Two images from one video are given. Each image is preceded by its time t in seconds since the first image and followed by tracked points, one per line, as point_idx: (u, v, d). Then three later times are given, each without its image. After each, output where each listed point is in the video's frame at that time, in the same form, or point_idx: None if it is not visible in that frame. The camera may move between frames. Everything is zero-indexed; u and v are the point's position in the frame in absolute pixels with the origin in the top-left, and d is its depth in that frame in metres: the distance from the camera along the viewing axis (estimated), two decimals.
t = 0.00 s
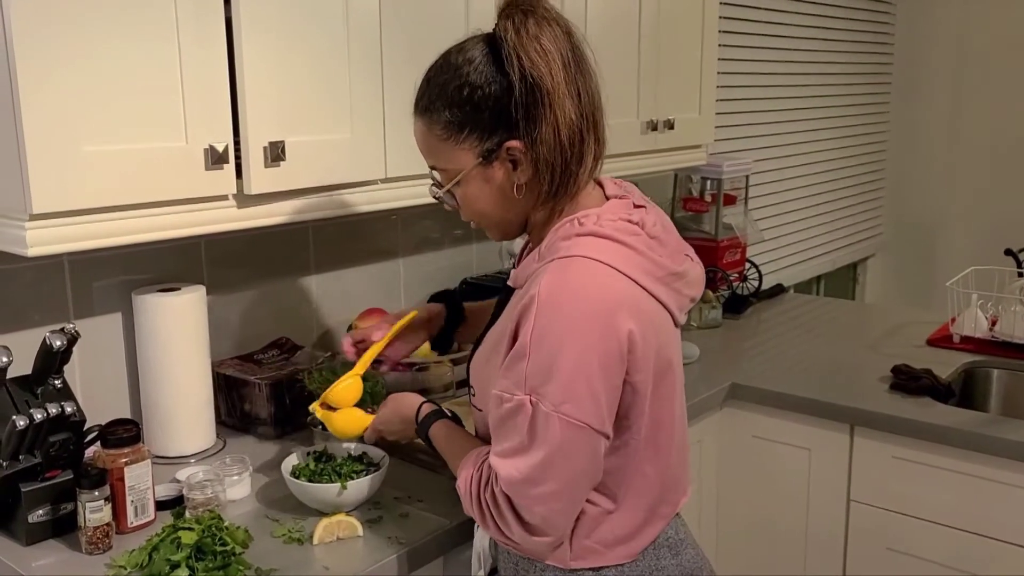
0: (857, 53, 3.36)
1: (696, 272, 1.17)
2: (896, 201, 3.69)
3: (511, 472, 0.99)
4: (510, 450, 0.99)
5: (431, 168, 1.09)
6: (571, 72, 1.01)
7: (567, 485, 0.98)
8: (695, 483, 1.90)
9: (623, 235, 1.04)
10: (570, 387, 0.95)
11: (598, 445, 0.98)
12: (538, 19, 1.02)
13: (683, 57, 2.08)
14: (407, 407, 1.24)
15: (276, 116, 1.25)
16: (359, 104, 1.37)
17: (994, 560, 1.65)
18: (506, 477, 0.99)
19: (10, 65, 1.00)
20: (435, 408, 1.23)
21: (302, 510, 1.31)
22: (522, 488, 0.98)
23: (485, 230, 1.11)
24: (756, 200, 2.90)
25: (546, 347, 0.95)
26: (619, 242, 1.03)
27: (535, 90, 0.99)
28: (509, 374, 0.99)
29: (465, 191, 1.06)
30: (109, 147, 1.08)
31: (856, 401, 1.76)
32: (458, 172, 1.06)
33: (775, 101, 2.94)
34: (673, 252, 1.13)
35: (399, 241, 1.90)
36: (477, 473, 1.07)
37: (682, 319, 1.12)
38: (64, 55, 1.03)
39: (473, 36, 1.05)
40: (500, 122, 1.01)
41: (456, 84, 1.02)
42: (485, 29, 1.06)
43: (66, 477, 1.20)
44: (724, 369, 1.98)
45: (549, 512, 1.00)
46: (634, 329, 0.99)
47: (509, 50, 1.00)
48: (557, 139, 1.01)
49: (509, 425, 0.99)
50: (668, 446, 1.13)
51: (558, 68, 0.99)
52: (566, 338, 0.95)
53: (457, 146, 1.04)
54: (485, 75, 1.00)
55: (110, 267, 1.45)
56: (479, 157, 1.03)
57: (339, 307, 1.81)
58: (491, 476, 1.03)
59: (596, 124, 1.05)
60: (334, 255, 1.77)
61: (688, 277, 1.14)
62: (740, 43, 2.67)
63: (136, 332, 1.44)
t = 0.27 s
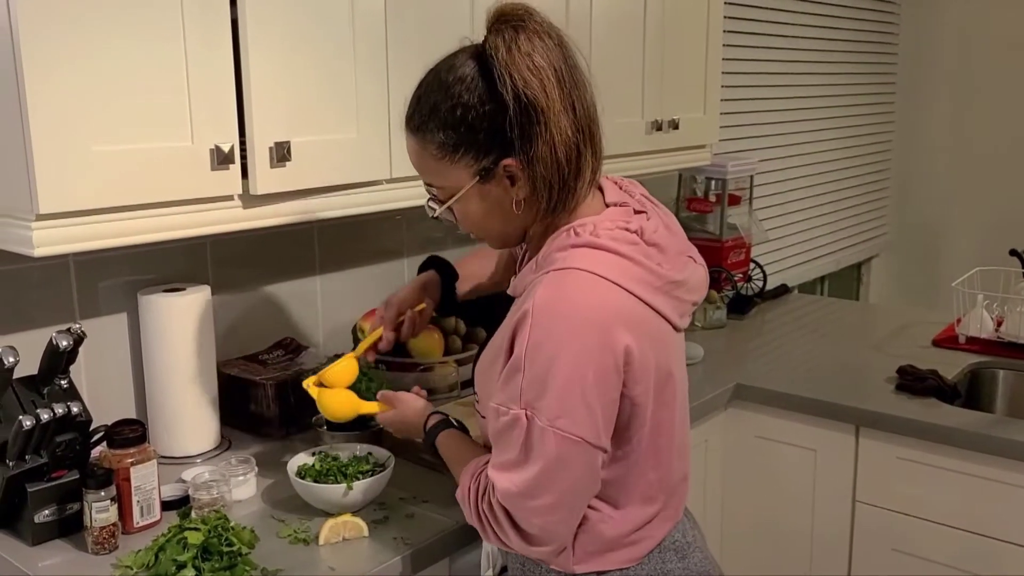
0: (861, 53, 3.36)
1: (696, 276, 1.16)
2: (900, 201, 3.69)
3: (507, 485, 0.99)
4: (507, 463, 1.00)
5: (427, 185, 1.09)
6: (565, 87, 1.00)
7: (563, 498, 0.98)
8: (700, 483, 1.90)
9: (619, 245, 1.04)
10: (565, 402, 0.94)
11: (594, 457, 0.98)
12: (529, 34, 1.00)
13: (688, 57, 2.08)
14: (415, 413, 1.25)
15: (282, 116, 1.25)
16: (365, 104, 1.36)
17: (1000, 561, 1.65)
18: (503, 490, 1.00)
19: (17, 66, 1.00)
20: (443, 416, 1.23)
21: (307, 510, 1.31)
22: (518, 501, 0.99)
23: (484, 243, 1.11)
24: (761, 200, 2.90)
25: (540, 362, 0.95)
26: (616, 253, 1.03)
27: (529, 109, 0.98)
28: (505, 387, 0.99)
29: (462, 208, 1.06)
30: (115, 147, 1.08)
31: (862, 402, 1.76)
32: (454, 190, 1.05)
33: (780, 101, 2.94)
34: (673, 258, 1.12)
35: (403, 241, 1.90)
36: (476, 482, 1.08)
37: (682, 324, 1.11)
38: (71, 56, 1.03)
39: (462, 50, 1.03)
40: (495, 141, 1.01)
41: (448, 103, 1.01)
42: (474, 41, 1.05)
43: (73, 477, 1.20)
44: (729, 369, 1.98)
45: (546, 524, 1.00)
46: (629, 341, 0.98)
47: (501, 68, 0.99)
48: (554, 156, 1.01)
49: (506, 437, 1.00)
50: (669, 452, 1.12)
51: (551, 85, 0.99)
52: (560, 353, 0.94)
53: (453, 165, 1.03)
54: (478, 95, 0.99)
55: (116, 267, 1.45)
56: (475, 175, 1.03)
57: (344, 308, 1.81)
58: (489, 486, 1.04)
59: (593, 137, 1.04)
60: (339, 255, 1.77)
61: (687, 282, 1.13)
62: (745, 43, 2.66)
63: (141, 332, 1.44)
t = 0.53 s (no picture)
0: (867, 51, 3.35)
1: (690, 270, 1.16)
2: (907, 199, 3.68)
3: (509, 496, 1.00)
4: (509, 475, 1.00)
5: (415, 204, 1.08)
6: (550, 110, 0.99)
7: (568, 505, 0.99)
8: (707, 482, 1.90)
9: (611, 250, 1.03)
10: (562, 414, 0.95)
11: (596, 464, 0.98)
12: (512, 55, 0.99)
13: (694, 55, 2.07)
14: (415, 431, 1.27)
15: (289, 114, 1.25)
16: (372, 102, 1.36)
17: (1009, 561, 1.64)
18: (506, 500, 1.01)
19: (25, 65, 1.00)
20: (447, 439, 1.25)
21: (315, 509, 1.31)
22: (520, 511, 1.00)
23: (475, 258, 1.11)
24: (767, 199, 2.89)
25: (536, 374, 0.95)
26: (607, 258, 1.02)
27: (515, 134, 0.98)
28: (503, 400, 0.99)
29: (452, 228, 1.06)
30: (122, 146, 1.08)
31: (869, 401, 1.75)
32: (442, 211, 1.05)
33: (786, 99, 2.93)
34: (667, 257, 1.12)
35: (410, 240, 1.90)
36: (479, 492, 1.09)
37: (680, 322, 1.11)
38: (79, 55, 1.03)
39: (444, 70, 1.02)
40: (482, 166, 1.00)
41: (432, 128, 1.00)
42: (456, 60, 1.03)
43: (81, 475, 1.20)
44: (736, 368, 1.98)
45: (551, 532, 1.01)
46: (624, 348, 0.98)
47: (484, 92, 0.98)
48: (541, 180, 1.00)
49: (507, 449, 1.00)
50: (670, 450, 1.12)
51: (537, 108, 0.98)
52: (557, 363, 0.94)
53: (440, 189, 1.03)
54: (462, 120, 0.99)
55: (123, 265, 1.45)
56: (463, 198, 1.03)
57: (351, 306, 1.81)
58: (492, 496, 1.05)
59: (580, 156, 1.03)
60: (346, 254, 1.77)
61: (682, 280, 1.12)
62: (751, 41, 2.65)
63: (149, 329, 1.43)
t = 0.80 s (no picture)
0: (871, 47, 3.34)
1: (678, 262, 1.15)
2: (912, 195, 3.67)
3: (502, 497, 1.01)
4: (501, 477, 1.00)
5: (399, 218, 1.08)
6: (528, 121, 0.99)
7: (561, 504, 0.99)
8: (713, 478, 1.90)
9: (595, 250, 1.03)
10: (550, 416, 0.94)
11: (587, 464, 0.97)
12: (487, 68, 0.99)
13: (700, 50, 2.07)
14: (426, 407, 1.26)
15: (295, 110, 1.25)
16: (378, 98, 1.36)
17: (1016, 557, 1.64)
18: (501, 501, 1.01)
19: (32, 61, 1.00)
20: (460, 413, 1.23)
21: (321, 505, 1.31)
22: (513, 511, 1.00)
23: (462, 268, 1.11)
24: (772, 195, 2.89)
25: (523, 377, 0.95)
26: (591, 257, 1.02)
27: (493, 147, 0.97)
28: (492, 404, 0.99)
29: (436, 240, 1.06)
30: (128, 141, 1.08)
31: (876, 398, 1.75)
32: (425, 224, 1.05)
33: (791, 94, 2.92)
34: (654, 253, 1.11)
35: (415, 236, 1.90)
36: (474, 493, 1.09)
37: (671, 317, 1.10)
38: (86, 50, 1.03)
39: (419, 85, 1.01)
40: (462, 180, 1.00)
41: (409, 143, 0.99)
42: (432, 73, 1.03)
43: (88, 471, 1.20)
44: (741, 364, 1.97)
45: (546, 530, 1.01)
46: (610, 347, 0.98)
47: (460, 107, 0.97)
48: (522, 191, 0.99)
49: (499, 451, 1.01)
50: (665, 445, 1.11)
51: (514, 121, 0.97)
52: (543, 366, 0.94)
53: (423, 205, 1.02)
54: (439, 135, 0.98)
55: (130, 261, 1.45)
56: (445, 211, 1.02)
57: (356, 303, 1.81)
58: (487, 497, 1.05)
59: (561, 166, 1.03)
60: (351, 250, 1.77)
61: (672, 274, 1.12)
62: (757, 37, 2.65)
63: (154, 325, 1.43)
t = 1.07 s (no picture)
0: (879, 44, 3.32)
1: (676, 257, 1.14)
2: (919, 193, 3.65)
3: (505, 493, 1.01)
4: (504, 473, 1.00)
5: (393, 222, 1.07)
6: (518, 123, 0.98)
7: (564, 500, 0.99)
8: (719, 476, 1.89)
9: (591, 247, 1.03)
10: (550, 413, 0.94)
11: (589, 460, 0.97)
12: (476, 72, 0.98)
13: (707, 47, 2.06)
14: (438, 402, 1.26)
15: (303, 106, 1.25)
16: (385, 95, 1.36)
17: None
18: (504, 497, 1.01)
19: (40, 57, 1.00)
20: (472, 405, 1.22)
21: (328, 501, 1.31)
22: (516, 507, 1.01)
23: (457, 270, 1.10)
24: (779, 192, 2.88)
25: (522, 375, 0.95)
26: (588, 254, 1.02)
27: (485, 150, 0.97)
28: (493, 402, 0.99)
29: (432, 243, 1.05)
30: (136, 137, 1.08)
31: (883, 395, 1.75)
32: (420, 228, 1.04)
33: (798, 91, 2.91)
34: (651, 249, 1.11)
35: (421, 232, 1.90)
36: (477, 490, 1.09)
37: (669, 311, 1.10)
38: (94, 45, 1.03)
39: (409, 89, 1.00)
40: (456, 184, 0.99)
41: (400, 149, 0.98)
42: (421, 78, 1.02)
43: (96, 465, 1.21)
44: (748, 362, 1.97)
45: (550, 526, 1.01)
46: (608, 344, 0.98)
47: (450, 112, 0.96)
48: (515, 193, 0.99)
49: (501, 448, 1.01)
50: (665, 439, 1.11)
51: (504, 123, 0.97)
52: (542, 364, 0.94)
53: (417, 208, 1.01)
54: (430, 140, 0.97)
55: (137, 257, 1.45)
56: (439, 214, 1.02)
57: (363, 299, 1.81)
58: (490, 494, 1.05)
59: (553, 166, 1.02)
60: (358, 246, 1.77)
61: (669, 268, 1.12)
62: (764, 33, 2.64)
63: (162, 319, 1.43)
